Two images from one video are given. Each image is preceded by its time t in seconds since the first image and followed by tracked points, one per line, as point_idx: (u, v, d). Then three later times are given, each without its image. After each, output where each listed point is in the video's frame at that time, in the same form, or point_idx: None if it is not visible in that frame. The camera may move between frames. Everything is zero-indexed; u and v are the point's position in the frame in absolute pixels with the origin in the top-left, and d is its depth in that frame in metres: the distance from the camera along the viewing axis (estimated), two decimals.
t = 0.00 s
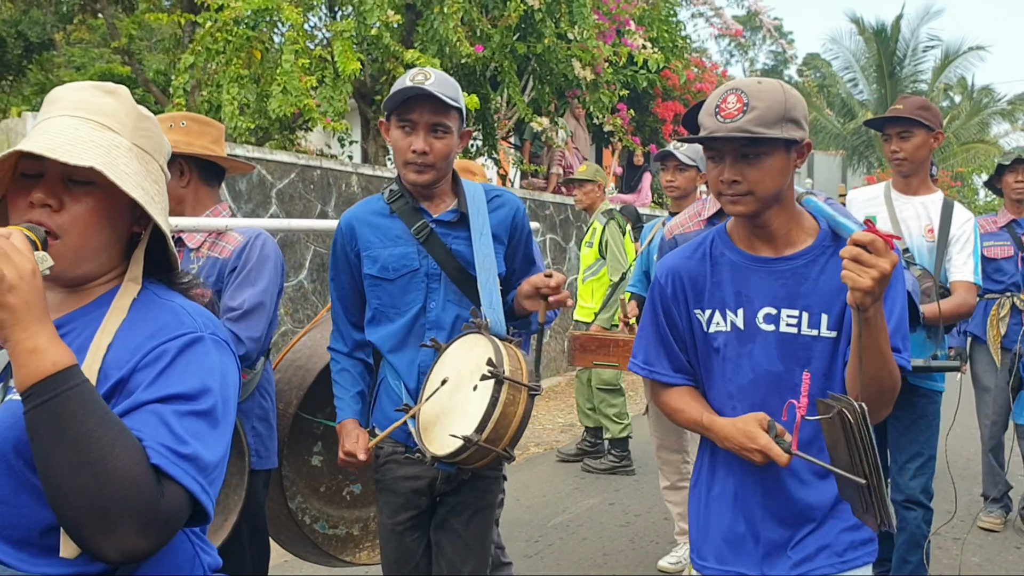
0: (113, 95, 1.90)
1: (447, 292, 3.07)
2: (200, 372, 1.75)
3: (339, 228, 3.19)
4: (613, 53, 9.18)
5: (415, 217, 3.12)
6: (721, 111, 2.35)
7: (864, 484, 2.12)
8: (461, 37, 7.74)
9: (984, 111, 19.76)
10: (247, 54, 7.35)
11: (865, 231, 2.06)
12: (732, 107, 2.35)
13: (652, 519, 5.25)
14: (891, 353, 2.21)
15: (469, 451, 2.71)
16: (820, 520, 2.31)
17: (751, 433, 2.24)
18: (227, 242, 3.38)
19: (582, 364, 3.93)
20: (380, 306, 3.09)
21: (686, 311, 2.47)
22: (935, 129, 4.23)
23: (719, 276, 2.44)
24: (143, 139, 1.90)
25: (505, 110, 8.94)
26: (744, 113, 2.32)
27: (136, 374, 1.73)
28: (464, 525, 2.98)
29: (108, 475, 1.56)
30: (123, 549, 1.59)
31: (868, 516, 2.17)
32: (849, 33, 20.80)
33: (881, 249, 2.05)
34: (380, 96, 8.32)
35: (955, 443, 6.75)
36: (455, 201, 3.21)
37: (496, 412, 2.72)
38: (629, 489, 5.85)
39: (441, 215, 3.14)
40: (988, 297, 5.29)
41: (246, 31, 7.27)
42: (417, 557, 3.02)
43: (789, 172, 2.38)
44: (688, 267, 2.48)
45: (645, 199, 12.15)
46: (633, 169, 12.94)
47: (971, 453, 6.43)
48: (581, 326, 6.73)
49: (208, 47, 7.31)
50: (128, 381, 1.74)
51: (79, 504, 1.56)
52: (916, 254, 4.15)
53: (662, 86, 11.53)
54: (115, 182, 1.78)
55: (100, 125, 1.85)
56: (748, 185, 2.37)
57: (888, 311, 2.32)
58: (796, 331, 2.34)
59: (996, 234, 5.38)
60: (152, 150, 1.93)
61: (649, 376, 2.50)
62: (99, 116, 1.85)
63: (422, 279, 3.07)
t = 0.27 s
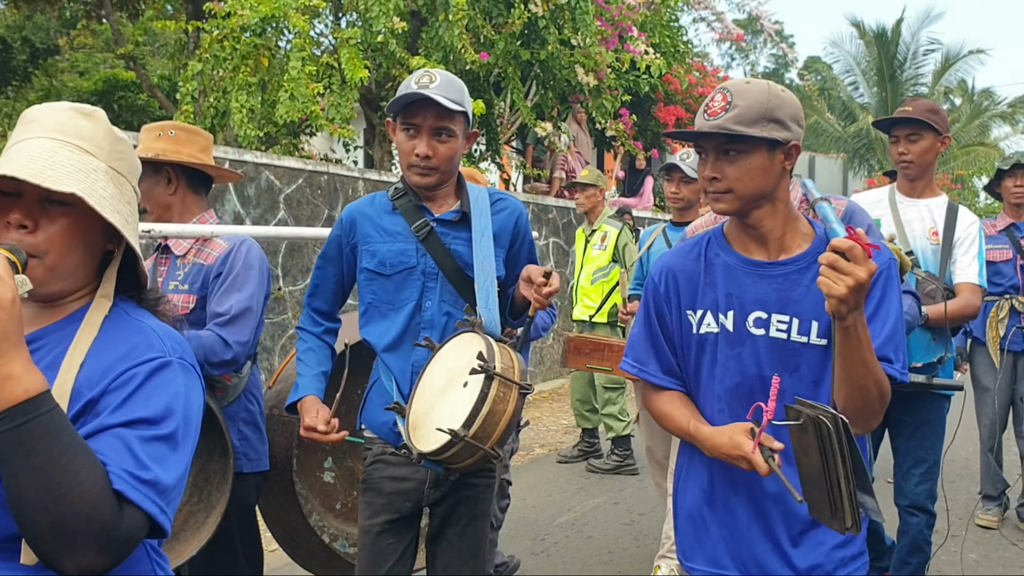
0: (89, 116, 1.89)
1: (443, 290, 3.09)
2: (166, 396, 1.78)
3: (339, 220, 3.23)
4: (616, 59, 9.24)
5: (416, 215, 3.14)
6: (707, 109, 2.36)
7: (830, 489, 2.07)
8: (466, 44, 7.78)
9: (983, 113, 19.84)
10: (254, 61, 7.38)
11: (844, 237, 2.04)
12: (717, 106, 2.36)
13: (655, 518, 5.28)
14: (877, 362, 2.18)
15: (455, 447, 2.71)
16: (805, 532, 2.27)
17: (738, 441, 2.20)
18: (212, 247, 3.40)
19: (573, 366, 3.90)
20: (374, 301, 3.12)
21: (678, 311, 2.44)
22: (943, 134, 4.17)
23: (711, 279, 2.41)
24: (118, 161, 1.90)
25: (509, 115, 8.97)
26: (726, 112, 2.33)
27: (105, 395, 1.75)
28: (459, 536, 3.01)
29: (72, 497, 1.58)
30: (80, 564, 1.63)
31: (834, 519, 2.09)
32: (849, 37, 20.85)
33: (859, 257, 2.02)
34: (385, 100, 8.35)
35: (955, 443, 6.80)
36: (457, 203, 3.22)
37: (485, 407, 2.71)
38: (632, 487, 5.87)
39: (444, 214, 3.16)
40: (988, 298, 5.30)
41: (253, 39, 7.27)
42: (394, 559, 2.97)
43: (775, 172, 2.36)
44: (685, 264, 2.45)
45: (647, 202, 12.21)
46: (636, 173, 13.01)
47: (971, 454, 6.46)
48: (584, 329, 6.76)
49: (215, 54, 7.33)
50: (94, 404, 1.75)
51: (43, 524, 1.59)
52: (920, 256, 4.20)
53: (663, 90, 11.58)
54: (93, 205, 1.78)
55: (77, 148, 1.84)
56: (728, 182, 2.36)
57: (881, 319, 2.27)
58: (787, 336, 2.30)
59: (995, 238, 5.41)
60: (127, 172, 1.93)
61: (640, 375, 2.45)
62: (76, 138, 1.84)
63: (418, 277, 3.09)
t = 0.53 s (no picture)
0: (49, 126, 1.87)
1: (421, 287, 3.07)
2: (145, 387, 1.79)
3: (318, 217, 3.18)
4: (615, 61, 9.29)
5: (396, 214, 3.12)
6: (707, 112, 2.38)
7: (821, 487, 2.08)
8: (467, 46, 7.82)
9: (981, 114, 19.91)
10: (256, 63, 7.41)
11: (836, 232, 2.05)
12: (716, 107, 2.37)
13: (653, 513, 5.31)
14: (875, 368, 2.17)
15: (440, 445, 2.69)
16: (805, 535, 2.27)
17: (716, 442, 2.18)
18: (170, 254, 3.46)
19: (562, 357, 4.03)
20: (351, 297, 3.09)
21: (675, 312, 2.45)
22: (933, 130, 4.27)
23: (708, 281, 2.43)
24: (82, 165, 1.88)
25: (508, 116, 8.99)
26: (725, 114, 2.34)
27: (85, 391, 1.77)
28: (439, 535, 3.04)
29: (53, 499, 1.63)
30: (78, 556, 1.67)
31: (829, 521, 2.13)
32: (847, 38, 20.91)
33: (852, 252, 2.04)
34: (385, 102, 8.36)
35: (953, 439, 6.84)
36: (438, 203, 3.20)
37: (472, 409, 2.70)
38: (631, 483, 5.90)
39: (422, 215, 3.14)
40: (985, 298, 5.34)
41: (256, 42, 7.32)
42: (361, 553, 2.97)
43: (773, 177, 2.36)
44: (682, 264, 2.47)
45: (646, 203, 12.25)
46: (635, 173, 13.06)
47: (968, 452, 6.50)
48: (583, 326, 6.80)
49: (217, 56, 7.36)
50: (76, 401, 1.77)
51: (34, 523, 1.64)
52: (910, 253, 4.22)
53: (662, 91, 11.61)
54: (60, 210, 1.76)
55: (43, 156, 1.82)
56: (723, 186, 2.37)
57: (878, 323, 2.28)
58: (786, 337, 2.32)
59: (993, 237, 5.44)
60: (93, 175, 1.90)
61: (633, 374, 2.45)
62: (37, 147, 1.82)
63: (397, 276, 3.07)
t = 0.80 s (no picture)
0: (63, 107, 1.88)
1: (388, 303, 2.98)
2: (136, 344, 1.78)
3: (275, 235, 3.01)
4: (620, 63, 9.35)
5: (357, 229, 3.01)
6: (711, 105, 2.39)
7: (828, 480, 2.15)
8: (475, 48, 7.87)
9: (983, 118, 19.96)
10: (265, 64, 7.45)
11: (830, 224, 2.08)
12: (722, 100, 2.38)
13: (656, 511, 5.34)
14: (869, 360, 2.18)
15: (440, 462, 2.68)
16: (806, 541, 2.28)
17: (736, 440, 2.24)
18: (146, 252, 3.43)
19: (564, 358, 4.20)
20: (315, 317, 2.96)
21: (675, 317, 2.48)
22: (907, 132, 4.29)
23: (703, 285, 2.44)
24: (94, 146, 1.89)
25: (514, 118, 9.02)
26: (731, 107, 2.35)
27: (73, 353, 1.76)
28: (420, 545, 3.04)
29: (49, 446, 1.60)
30: (72, 512, 1.63)
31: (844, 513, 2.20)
32: (850, 41, 20.96)
33: (846, 243, 2.06)
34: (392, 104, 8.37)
35: (953, 441, 6.88)
36: (397, 213, 3.12)
37: (471, 424, 2.71)
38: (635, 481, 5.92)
39: (384, 228, 3.05)
40: (994, 302, 5.38)
41: (264, 42, 7.36)
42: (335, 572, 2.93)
43: (772, 174, 2.38)
44: (676, 271, 2.50)
45: (650, 204, 12.29)
46: (638, 175, 13.10)
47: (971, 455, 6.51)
48: (588, 327, 6.82)
49: (226, 56, 7.40)
50: (66, 361, 1.76)
51: (26, 473, 1.61)
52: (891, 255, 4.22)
53: (667, 94, 11.65)
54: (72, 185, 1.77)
55: (55, 134, 1.83)
56: (723, 180, 2.38)
57: (874, 319, 2.30)
58: (783, 337, 2.32)
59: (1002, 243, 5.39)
60: (104, 157, 1.92)
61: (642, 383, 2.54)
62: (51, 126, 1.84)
63: (363, 292, 2.97)
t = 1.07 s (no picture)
0: (102, 113, 1.87)
1: (371, 291, 2.98)
2: (171, 366, 1.73)
3: (251, 216, 2.97)
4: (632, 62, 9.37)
5: (339, 214, 3.00)
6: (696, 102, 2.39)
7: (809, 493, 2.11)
8: (490, 47, 7.91)
9: (991, 120, 19.96)
10: (280, 60, 7.48)
11: (822, 232, 2.07)
12: (709, 98, 2.38)
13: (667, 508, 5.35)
14: (859, 370, 2.20)
15: (438, 446, 2.71)
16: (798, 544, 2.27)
17: (718, 447, 2.25)
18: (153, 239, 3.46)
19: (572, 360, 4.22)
20: (297, 303, 2.95)
21: (665, 317, 2.49)
22: (884, 134, 4.27)
23: (693, 284, 2.45)
24: (130, 157, 1.88)
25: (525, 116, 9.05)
26: (719, 104, 2.36)
27: (107, 369, 1.72)
28: (417, 526, 3.06)
29: (76, 461, 1.54)
30: (91, 532, 1.56)
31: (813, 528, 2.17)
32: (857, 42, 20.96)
33: (838, 252, 2.05)
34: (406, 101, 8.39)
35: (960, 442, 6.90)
36: (376, 201, 3.13)
37: (469, 407, 2.76)
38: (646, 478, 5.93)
39: (367, 213, 3.05)
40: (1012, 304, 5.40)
41: (279, 39, 7.39)
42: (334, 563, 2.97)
43: (761, 171, 2.39)
44: (666, 269, 2.50)
45: (659, 203, 12.30)
46: (647, 173, 13.12)
47: (980, 455, 6.52)
48: (598, 324, 6.84)
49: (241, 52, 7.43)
50: (100, 377, 1.72)
51: (48, 490, 1.54)
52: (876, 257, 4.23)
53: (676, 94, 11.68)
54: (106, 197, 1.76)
55: (91, 141, 1.82)
56: (712, 178, 2.38)
57: (862, 319, 2.31)
58: (771, 337, 2.33)
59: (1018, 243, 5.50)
60: (139, 167, 1.91)
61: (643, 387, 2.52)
62: (88, 132, 1.83)
63: (347, 279, 2.96)
